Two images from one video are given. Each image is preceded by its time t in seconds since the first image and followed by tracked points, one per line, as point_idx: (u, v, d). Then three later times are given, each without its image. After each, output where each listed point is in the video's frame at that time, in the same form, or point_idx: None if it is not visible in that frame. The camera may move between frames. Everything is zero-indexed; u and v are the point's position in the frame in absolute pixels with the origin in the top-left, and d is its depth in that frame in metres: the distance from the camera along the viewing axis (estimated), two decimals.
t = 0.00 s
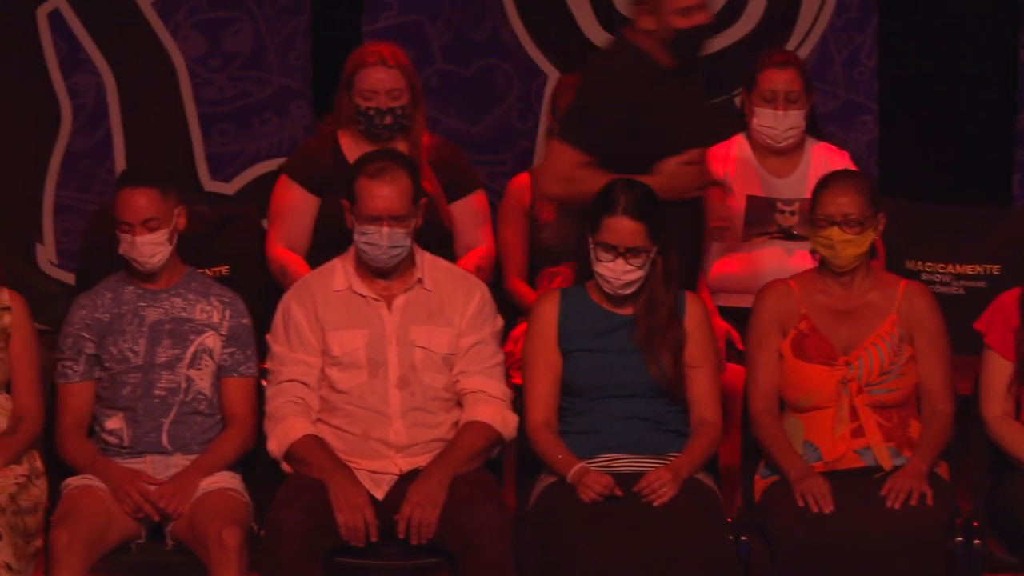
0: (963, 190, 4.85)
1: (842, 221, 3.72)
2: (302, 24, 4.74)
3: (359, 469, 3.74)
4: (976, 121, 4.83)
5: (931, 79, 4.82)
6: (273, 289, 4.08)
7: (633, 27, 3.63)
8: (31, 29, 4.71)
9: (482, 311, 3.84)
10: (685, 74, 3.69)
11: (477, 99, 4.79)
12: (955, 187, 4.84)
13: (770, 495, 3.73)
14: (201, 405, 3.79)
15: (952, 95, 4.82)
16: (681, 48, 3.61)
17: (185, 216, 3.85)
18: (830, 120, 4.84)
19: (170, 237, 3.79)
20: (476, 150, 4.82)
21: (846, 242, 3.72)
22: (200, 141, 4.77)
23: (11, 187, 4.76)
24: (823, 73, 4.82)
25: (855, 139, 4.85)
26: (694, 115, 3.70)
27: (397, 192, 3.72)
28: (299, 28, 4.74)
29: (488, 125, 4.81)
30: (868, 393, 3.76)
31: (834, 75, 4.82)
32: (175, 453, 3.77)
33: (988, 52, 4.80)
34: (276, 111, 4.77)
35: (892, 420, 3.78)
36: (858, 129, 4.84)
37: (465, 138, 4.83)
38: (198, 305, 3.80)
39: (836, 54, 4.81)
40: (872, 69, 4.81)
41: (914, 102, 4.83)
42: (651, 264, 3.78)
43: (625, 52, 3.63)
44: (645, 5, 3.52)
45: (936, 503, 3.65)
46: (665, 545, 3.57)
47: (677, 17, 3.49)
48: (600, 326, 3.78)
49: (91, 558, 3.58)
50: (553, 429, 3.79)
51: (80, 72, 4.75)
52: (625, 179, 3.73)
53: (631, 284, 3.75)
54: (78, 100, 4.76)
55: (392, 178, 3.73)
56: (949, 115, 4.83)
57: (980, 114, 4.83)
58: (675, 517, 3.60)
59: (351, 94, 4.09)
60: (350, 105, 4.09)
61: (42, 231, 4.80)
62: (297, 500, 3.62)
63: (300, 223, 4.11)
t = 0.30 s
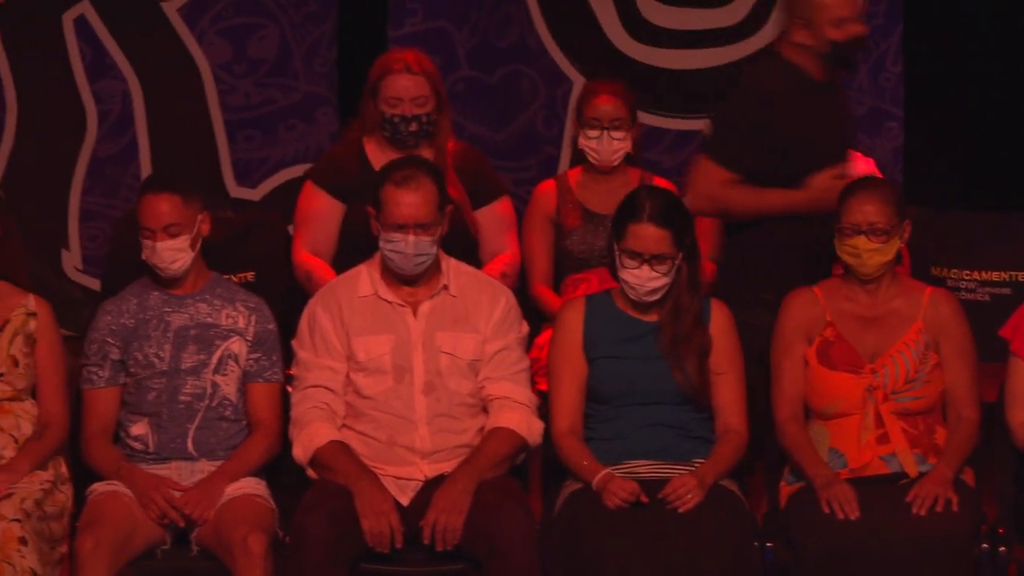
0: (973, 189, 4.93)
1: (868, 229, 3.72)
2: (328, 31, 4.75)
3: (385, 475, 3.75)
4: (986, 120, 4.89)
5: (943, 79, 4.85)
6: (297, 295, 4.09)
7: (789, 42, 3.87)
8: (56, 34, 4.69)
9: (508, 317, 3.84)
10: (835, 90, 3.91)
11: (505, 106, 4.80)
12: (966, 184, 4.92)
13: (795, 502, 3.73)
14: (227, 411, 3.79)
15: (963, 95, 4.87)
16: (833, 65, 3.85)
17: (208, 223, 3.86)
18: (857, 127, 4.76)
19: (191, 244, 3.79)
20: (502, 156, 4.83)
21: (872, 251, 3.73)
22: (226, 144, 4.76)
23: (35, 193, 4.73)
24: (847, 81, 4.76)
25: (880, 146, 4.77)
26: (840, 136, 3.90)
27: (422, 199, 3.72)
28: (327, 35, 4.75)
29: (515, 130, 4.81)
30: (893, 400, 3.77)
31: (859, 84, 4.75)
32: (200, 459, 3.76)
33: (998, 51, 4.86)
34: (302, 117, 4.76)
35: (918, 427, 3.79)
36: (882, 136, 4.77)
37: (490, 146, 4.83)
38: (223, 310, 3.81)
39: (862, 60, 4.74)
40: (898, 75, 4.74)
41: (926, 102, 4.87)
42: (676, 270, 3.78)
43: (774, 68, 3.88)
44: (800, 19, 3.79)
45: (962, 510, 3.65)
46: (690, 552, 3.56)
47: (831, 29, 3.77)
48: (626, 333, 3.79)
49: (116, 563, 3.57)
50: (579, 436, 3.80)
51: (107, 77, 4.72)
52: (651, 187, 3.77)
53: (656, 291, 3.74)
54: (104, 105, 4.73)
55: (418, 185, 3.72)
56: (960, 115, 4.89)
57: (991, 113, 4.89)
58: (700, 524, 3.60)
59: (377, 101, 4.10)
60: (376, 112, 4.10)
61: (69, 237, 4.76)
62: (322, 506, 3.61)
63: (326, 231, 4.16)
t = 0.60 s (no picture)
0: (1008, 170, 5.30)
1: (889, 241, 3.72)
2: (351, 41, 4.73)
3: (406, 484, 3.74)
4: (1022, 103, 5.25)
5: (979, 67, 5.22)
6: (320, 304, 4.10)
7: (953, 45, 4.09)
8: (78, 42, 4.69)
9: (531, 326, 3.85)
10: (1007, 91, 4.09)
11: (528, 116, 4.81)
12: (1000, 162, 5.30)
13: (817, 512, 3.72)
14: (250, 419, 3.79)
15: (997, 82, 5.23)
16: (1000, 67, 4.05)
17: (229, 233, 3.85)
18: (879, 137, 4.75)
19: (213, 253, 3.80)
20: (526, 166, 4.84)
21: (893, 262, 3.72)
22: (250, 158, 4.76)
23: (56, 200, 4.74)
24: (871, 90, 4.73)
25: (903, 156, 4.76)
26: (999, 140, 4.09)
27: (446, 210, 3.72)
28: (350, 44, 4.73)
29: (537, 140, 4.82)
30: (915, 411, 3.77)
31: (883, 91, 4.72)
32: (223, 468, 3.76)
33: None
34: (325, 126, 4.76)
35: (940, 437, 3.78)
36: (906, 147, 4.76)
37: (515, 155, 4.84)
38: (246, 319, 3.82)
39: (885, 71, 4.73)
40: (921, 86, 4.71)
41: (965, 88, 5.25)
42: (699, 279, 3.78)
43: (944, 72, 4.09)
44: (965, 20, 4.02)
45: (985, 520, 3.64)
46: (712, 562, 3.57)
47: (995, 30, 3.98)
48: (648, 344, 3.79)
49: (139, 571, 3.56)
50: (602, 445, 3.80)
51: (129, 87, 4.72)
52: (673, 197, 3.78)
53: (678, 300, 3.74)
54: (127, 115, 4.73)
55: (442, 196, 3.73)
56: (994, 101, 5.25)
57: None
58: (722, 534, 3.59)
59: (400, 110, 4.14)
60: (399, 121, 4.14)
61: (91, 247, 4.78)
62: (345, 515, 3.58)
63: (347, 242, 4.18)
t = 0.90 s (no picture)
0: None
1: (909, 245, 3.71)
2: (373, 43, 4.73)
3: (428, 487, 3.74)
4: None
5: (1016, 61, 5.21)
6: (340, 306, 4.11)
7: None
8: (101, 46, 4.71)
9: (551, 330, 3.84)
10: None
11: (549, 119, 4.80)
12: None
13: (838, 515, 3.72)
14: (270, 422, 3.80)
15: None
16: None
17: (250, 236, 3.86)
18: (900, 140, 4.75)
19: (233, 257, 3.80)
20: (546, 169, 4.83)
21: (913, 267, 3.72)
22: (271, 160, 4.76)
23: (76, 200, 4.75)
24: (891, 93, 4.74)
25: (924, 158, 4.76)
26: None
27: (466, 214, 3.71)
28: (371, 47, 4.73)
29: (558, 143, 4.81)
30: (936, 415, 3.76)
31: (903, 95, 4.74)
32: (244, 470, 3.77)
33: None
34: (346, 129, 4.76)
35: (961, 440, 3.78)
36: (927, 149, 4.75)
37: (537, 157, 4.83)
38: (267, 322, 3.82)
39: (906, 75, 4.73)
40: (942, 89, 4.73)
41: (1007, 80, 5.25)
42: (719, 283, 3.78)
43: None
44: None
45: (1005, 524, 3.64)
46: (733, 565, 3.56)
47: None
48: (669, 347, 3.78)
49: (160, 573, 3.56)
50: (622, 448, 3.81)
51: (151, 90, 4.73)
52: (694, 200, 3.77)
53: (699, 303, 3.73)
54: (149, 117, 4.74)
55: (462, 200, 3.72)
56: None
57: None
58: (743, 537, 3.59)
59: (420, 114, 4.16)
60: (419, 125, 4.15)
61: (112, 248, 4.77)
62: (367, 518, 3.58)
63: (368, 243, 4.20)
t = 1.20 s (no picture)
0: None
1: (940, 246, 3.71)
2: (402, 42, 4.73)
3: (456, 487, 3.74)
4: None
5: None
6: (369, 306, 4.12)
7: None
8: (130, 45, 4.71)
9: (580, 331, 3.84)
10: None
11: (578, 118, 4.80)
12: None
13: (866, 515, 3.71)
14: (299, 422, 3.80)
15: None
16: None
17: (278, 235, 3.86)
18: (928, 140, 4.76)
19: (261, 257, 3.80)
20: (576, 169, 4.83)
21: (943, 267, 3.71)
22: (299, 159, 4.76)
23: (102, 199, 4.74)
24: (921, 93, 4.74)
25: (953, 159, 4.77)
26: None
27: (495, 214, 3.71)
28: (400, 45, 4.73)
29: (587, 143, 4.81)
30: (965, 415, 3.76)
31: (932, 95, 4.74)
32: (273, 469, 3.77)
33: None
34: (376, 129, 4.76)
35: (990, 440, 3.78)
36: (955, 150, 4.76)
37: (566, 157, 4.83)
38: (296, 322, 3.82)
39: (935, 76, 4.74)
40: (971, 89, 4.74)
41: None
42: (749, 283, 3.77)
43: None
44: None
45: None
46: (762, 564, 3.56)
47: None
48: (698, 347, 3.79)
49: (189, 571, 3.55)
50: (652, 448, 3.81)
51: (180, 89, 4.73)
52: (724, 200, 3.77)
53: (728, 303, 3.73)
54: (178, 117, 4.74)
55: (493, 200, 3.72)
56: None
57: None
58: (772, 536, 3.58)
59: (450, 114, 4.17)
60: (449, 124, 4.17)
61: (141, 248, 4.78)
62: (397, 517, 3.58)
63: (398, 242, 4.21)
